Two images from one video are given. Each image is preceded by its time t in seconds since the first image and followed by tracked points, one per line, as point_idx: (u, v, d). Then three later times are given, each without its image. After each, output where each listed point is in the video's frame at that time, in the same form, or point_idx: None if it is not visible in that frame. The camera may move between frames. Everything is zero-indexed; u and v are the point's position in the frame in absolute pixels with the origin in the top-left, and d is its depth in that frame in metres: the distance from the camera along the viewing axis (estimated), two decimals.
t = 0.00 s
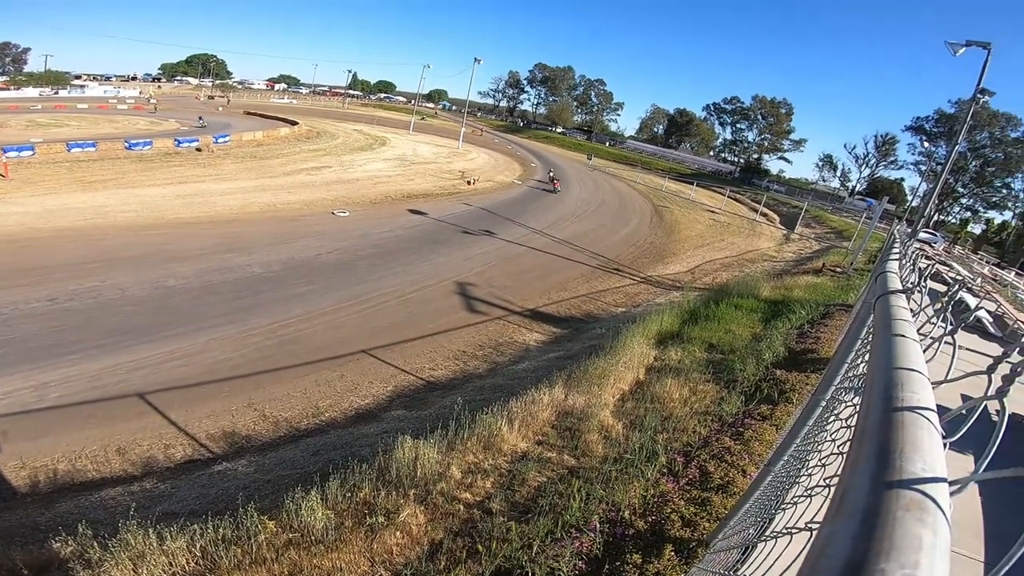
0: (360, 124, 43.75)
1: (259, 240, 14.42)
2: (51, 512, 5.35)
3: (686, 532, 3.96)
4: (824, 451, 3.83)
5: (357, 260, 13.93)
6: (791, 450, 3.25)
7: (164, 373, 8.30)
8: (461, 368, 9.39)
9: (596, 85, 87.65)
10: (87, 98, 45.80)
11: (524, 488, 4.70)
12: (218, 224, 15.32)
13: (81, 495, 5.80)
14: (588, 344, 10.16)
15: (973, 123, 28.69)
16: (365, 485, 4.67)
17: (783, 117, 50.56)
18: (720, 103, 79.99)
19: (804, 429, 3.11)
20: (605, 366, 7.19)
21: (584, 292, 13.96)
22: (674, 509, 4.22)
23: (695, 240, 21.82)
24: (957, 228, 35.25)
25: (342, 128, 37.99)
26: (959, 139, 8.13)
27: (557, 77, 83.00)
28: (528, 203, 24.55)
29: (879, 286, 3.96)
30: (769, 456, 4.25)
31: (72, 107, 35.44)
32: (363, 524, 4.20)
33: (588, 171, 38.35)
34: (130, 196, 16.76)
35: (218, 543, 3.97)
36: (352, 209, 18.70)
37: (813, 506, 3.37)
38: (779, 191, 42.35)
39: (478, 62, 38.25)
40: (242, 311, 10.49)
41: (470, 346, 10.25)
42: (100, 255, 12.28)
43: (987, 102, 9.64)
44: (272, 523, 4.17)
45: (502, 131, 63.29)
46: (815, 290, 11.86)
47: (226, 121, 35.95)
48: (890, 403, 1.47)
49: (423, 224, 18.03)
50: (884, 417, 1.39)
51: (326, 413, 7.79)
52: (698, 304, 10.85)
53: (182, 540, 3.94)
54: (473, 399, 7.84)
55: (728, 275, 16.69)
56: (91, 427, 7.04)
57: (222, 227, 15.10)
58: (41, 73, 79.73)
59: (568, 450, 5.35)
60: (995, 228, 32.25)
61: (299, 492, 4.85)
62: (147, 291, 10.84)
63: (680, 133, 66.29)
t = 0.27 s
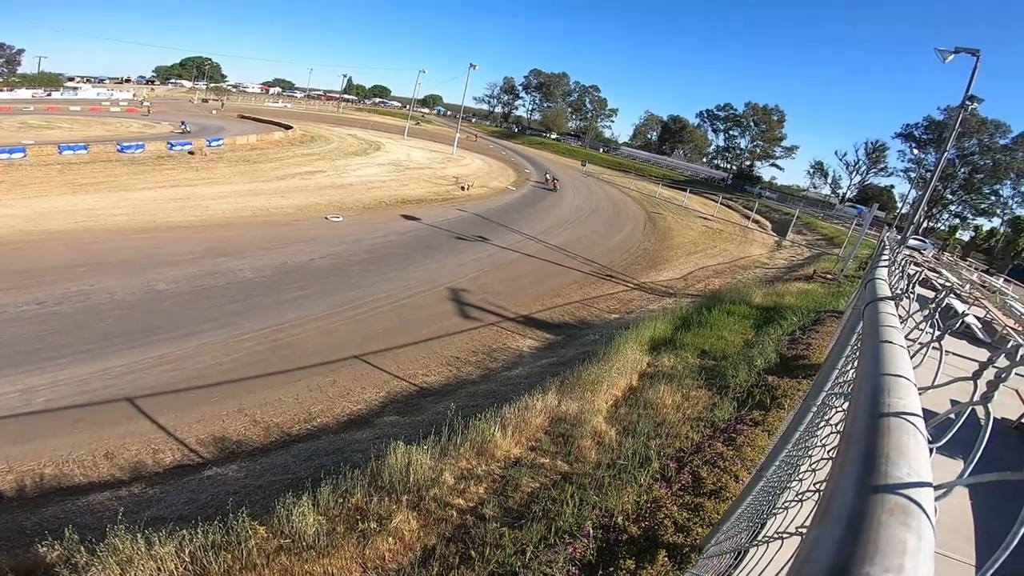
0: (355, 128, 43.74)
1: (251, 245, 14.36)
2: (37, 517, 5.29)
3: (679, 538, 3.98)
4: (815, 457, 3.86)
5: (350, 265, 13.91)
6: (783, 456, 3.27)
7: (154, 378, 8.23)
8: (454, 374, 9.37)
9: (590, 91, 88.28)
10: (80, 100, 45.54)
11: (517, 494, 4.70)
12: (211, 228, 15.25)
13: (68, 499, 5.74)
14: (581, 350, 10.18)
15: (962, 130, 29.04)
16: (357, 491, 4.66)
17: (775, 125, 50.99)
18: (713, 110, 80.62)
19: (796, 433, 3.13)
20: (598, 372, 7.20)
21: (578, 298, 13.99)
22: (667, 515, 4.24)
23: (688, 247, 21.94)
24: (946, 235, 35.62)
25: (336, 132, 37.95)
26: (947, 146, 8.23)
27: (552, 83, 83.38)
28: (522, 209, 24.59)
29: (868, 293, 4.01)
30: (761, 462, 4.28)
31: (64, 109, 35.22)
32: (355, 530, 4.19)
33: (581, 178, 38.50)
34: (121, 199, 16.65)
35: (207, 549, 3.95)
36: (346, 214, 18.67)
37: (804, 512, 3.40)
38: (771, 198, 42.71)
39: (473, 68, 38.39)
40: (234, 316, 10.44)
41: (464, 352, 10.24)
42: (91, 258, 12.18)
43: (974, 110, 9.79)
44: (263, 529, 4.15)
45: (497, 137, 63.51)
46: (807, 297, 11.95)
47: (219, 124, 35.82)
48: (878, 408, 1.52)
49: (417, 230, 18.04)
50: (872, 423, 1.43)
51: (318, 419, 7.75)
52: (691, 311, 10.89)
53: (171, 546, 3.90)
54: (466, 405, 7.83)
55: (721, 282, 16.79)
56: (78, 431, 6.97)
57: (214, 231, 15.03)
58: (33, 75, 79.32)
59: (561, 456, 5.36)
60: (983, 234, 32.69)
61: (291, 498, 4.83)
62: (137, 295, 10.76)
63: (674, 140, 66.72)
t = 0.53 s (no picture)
0: (351, 133, 43.76)
1: (246, 249, 14.32)
2: (25, 520, 5.23)
3: (674, 543, 3.98)
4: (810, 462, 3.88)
5: (345, 270, 13.89)
6: (777, 461, 3.28)
7: (146, 382, 8.17)
8: (449, 380, 9.35)
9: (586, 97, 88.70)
10: (76, 102, 45.43)
11: (512, 500, 4.69)
12: (205, 232, 15.19)
13: (57, 503, 5.67)
14: (576, 356, 10.18)
15: (954, 137, 29.32)
16: (351, 496, 4.63)
17: (769, 131, 51.32)
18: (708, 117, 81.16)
19: (791, 438, 3.15)
20: (593, 378, 7.21)
21: (573, 304, 14.01)
22: (662, 520, 4.23)
23: (683, 253, 22.02)
24: (938, 241, 35.89)
25: (333, 137, 37.94)
26: (939, 153, 8.30)
27: (548, 88, 83.72)
28: (517, 215, 24.63)
29: (861, 300, 4.04)
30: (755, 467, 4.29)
31: (59, 111, 35.11)
32: (348, 535, 4.16)
33: (577, 184, 38.63)
34: (115, 201, 16.57)
35: (199, 554, 3.92)
36: (341, 219, 18.65)
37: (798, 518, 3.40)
38: (766, 204, 42.93)
39: (469, 73, 38.53)
40: (228, 320, 10.39)
41: (458, 358, 10.23)
42: (84, 261, 12.11)
43: (964, 118, 9.91)
44: (255, 534, 4.12)
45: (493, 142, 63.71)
46: (800, 303, 12.01)
47: (215, 128, 35.76)
48: (871, 413, 1.53)
49: (413, 235, 18.04)
50: (865, 428, 1.44)
51: (312, 424, 7.70)
52: (686, 317, 10.92)
53: (161, 550, 3.86)
54: (461, 410, 7.81)
55: (715, 288, 16.85)
56: (68, 435, 6.90)
57: (208, 235, 14.97)
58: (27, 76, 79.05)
59: (556, 461, 5.35)
60: (975, 241, 32.95)
61: (284, 502, 4.80)
62: (130, 298, 10.70)
63: (669, 146, 67.09)
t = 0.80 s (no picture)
0: (349, 137, 43.81)
1: (243, 253, 14.29)
2: (17, 523, 5.17)
3: (671, 548, 3.97)
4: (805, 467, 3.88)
5: (342, 275, 13.88)
6: (773, 466, 3.28)
7: (140, 386, 8.13)
8: (445, 385, 9.33)
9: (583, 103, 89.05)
10: (74, 104, 45.38)
11: (508, 505, 4.67)
12: (201, 235, 15.16)
13: (49, 506, 5.61)
14: (573, 361, 10.19)
15: (949, 143, 29.53)
16: (347, 501, 4.61)
17: (766, 138, 51.58)
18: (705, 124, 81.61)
19: (786, 444, 3.15)
20: (590, 384, 7.20)
21: (570, 310, 14.03)
22: (659, 525, 4.23)
23: (679, 259, 22.08)
24: (933, 247, 36.09)
25: (330, 141, 37.94)
26: (935, 159, 8.34)
27: (546, 94, 84.02)
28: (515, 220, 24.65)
29: (857, 306, 4.05)
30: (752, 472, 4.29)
31: (56, 113, 35.06)
32: (344, 540, 4.14)
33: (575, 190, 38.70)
34: (112, 204, 16.53)
35: (192, 558, 3.89)
36: (339, 223, 18.64)
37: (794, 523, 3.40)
38: (762, 211, 43.10)
39: (468, 79, 38.68)
40: (224, 324, 10.35)
41: (455, 363, 10.21)
42: (80, 264, 12.05)
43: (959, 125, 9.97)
44: (250, 538, 4.10)
45: (491, 147, 63.88)
46: (796, 309, 12.06)
47: (213, 131, 35.74)
48: (866, 419, 1.53)
49: (410, 240, 18.04)
50: (862, 433, 1.45)
51: (307, 429, 7.67)
52: (683, 323, 10.95)
53: (155, 554, 3.83)
54: (458, 415, 7.79)
55: (711, 294, 16.90)
56: (60, 438, 6.85)
57: (205, 239, 14.93)
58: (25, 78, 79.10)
59: (553, 467, 5.34)
60: (969, 247, 33.14)
61: (279, 507, 4.77)
62: (126, 301, 10.66)
63: (666, 152, 67.43)
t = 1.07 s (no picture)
0: (350, 141, 43.90)
1: (242, 256, 14.29)
2: (13, 526, 5.15)
3: (670, 553, 3.95)
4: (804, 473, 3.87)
5: (341, 279, 13.88)
6: (772, 472, 3.27)
7: (139, 388, 8.11)
8: (444, 390, 9.31)
9: (583, 109, 89.32)
10: (75, 106, 45.48)
11: (507, 510, 4.65)
12: (201, 239, 15.16)
13: (45, 509, 5.59)
14: (572, 367, 10.18)
15: (947, 149, 29.62)
16: (345, 505, 4.58)
17: (765, 143, 51.72)
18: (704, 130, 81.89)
19: (786, 450, 3.14)
20: (589, 389, 7.19)
21: (569, 315, 14.02)
22: (658, 530, 4.21)
23: (679, 265, 22.10)
24: (932, 253, 36.14)
25: (331, 145, 38.01)
26: (933, 164, 8.33)
27: (546, 99, 84.28)
28: (514, 225, 24.67)
29: (856, 312, 4.06)
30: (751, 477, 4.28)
31: (57, 115, 35.13)
32: (342, 544, 4.12)
33: (574, 195, 38.77)
34: (111, 207, 16.55)
35: (189, 561, 3.87)
36: (338, 227, 18.66)
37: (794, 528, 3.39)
38: (761, 216, 43.15)
39: (468, 84, 38.84)
40: (223, 328, 10.34)
41: (454, 368, 10.20)
42: (79, 267, 12.05)
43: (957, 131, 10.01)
44: (247, 542, 4.08)
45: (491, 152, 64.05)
46: (795, 315, 12.06)
47: (214, 134, 35.81)
48: (866, 424, 1.53)
49: (410, 244, 18.06)
50: (863, 439, 1.45)
51: (305, 432, 7.65)
52: (682, 328, 10.95)
53: (151, 557, 3.81)
54: (457, 420, 7.78)
55: (711, 300, 16.91)
56: (57, 440, 6.82)
57: (205, 242, 14.93)
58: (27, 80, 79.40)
59: (552, 472, 5.32)
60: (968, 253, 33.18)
61: (276, 510, 4.74)
62: (125, 304, 10.65)
63: (665, 157, 67.58)
